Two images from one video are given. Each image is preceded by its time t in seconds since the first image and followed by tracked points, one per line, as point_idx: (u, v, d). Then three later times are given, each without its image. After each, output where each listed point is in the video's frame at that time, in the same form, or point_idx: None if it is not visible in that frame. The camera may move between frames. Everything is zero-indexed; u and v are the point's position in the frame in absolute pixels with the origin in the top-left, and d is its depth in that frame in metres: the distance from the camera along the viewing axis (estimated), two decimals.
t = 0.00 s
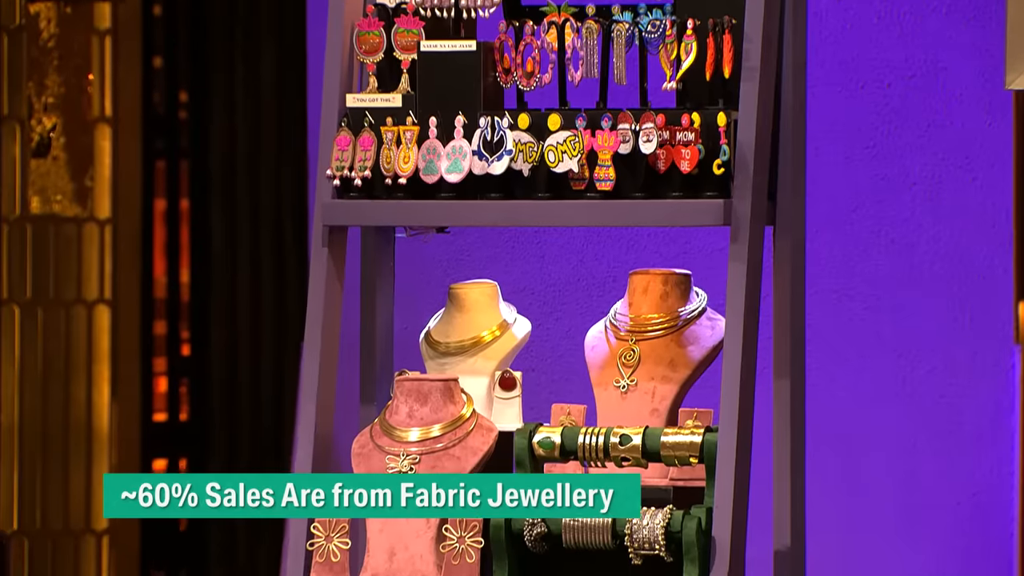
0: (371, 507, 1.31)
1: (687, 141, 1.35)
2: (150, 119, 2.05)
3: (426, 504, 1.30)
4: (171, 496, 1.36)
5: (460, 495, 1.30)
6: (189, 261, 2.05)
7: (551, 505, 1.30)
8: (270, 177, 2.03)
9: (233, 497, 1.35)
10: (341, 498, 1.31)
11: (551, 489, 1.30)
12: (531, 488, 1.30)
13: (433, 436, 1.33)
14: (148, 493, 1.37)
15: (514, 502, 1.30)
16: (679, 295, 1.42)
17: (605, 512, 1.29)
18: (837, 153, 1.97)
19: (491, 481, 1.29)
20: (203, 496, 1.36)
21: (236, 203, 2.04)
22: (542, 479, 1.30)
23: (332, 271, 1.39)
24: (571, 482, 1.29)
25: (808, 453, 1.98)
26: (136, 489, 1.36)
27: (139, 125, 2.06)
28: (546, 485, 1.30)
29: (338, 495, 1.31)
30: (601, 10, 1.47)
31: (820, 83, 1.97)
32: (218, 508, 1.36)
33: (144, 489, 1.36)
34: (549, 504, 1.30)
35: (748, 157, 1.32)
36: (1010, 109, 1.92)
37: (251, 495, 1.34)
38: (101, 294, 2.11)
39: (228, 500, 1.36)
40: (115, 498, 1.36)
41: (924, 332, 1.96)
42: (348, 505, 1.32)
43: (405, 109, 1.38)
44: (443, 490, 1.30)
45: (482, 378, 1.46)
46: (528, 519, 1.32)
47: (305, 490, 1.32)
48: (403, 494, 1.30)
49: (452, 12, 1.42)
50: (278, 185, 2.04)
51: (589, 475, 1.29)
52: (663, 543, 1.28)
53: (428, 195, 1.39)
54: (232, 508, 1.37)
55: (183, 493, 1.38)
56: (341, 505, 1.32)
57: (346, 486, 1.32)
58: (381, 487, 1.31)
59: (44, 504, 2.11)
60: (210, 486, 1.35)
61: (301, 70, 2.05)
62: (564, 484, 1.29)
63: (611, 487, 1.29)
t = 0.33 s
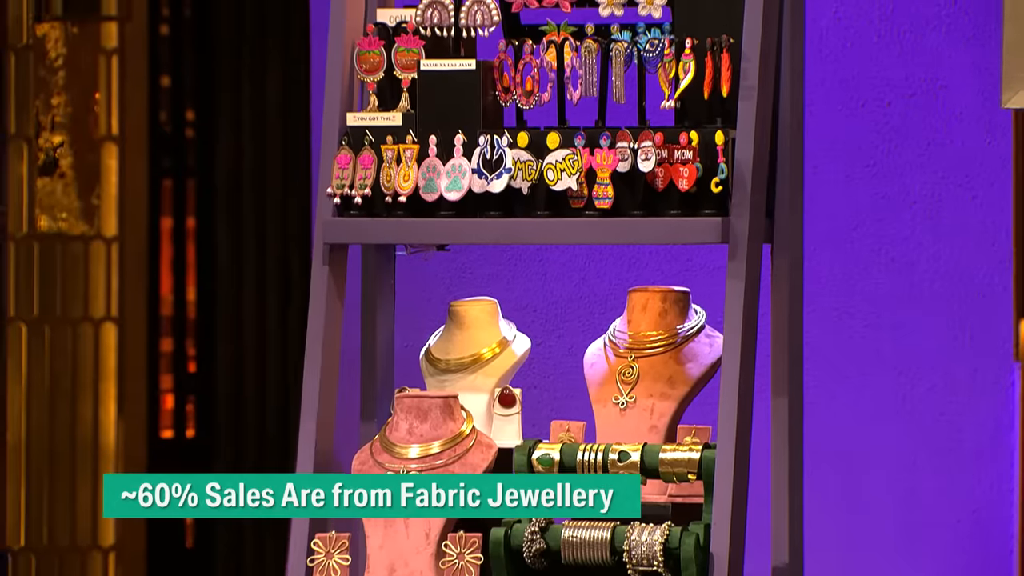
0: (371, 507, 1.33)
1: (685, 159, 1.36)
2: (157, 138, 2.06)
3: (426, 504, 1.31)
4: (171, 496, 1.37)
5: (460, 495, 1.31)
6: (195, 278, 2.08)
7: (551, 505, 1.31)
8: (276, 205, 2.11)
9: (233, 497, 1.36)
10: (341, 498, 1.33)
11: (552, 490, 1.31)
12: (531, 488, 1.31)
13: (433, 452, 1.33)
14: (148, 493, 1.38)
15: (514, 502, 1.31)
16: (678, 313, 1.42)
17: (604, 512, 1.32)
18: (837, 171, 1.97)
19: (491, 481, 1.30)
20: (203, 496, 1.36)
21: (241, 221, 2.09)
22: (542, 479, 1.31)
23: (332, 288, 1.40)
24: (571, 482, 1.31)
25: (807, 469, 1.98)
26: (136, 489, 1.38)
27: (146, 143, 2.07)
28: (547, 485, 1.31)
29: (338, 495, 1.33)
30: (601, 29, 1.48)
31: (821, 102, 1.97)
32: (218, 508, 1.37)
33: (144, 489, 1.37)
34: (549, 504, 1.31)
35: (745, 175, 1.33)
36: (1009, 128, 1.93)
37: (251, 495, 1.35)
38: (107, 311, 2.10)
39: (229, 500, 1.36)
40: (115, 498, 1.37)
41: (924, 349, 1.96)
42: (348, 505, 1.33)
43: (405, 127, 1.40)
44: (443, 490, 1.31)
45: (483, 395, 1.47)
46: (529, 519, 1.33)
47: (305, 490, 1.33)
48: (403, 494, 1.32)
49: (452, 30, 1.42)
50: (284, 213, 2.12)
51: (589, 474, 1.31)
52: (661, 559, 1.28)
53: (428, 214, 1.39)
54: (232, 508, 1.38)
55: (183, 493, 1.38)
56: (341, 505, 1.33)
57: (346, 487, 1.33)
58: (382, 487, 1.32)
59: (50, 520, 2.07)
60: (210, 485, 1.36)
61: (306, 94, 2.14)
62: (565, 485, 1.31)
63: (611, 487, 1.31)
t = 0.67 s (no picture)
0: (371, 507, 1.33)
1: (683, 180, 1.37)
2: (165, 159, 2.06)
3: (426, 504, 1.33)
4: (171, 496, 1.35)
5: (460, 495, 1.32)
6: (202, 299, 2.07)
7: (551, 505, 1.31)
8: (282, 218, 2.06)
9: (233, 498, 1.34)
10: (341, 498, 1.33)
11: (552, 490, 1.31)
12: (531, 488, 1.31)
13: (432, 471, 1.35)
14: (148, 494, 1.36)
15: (513, 502, 1.31)
16: (677, 332, 1.43)
17: (604, 512, 1.31)
18: (838, 192, 1.98)
19: (491, 481, 1.31)
20: (203, 496, 1.34)
21: (248, 239, 2.06)
22: (542, 479, 1.31)
23: (333, 308, 1.41)
24: (571, 482, 1.31)
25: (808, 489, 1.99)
26: (136, 489, 1.35)
27: (153, 164, 2.08)
28: (547, 485, 1.31)
29: (338, 495, 1.33)
30: (600, 49, 1.49)
31: (821, 123, 1.98)
32: (218, 509, 1.35)
33: (144, 490, 1.35)
34: (549, 504, 1.31)
35: (743, 196, 1.33)
36: (1009, 148, 1.93)
37: (251, 495, 1.33)
38: (115, 330, 2.13)
39: (228, 500, 1.34)
40: (115, 499, 1.35)
41: (925, 369, 1.96)
42: (347, 505, 1.33)
43: (405, 148, 1.41)
44: (443, 490, 1.32)
45: (482, 415, 1.48)
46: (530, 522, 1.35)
47: (305, 490, 1.33)
48: (403, 494, 1.33)
49: (452, 52, 1.44)
50: (290, 229, 2.07)
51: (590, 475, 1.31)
52: None
53: (428, 234, 1.40)
54: (231, 508, 1.35)
55: (183, 493, 1.36)
56: (341, 505, 1.33)
57: (345, 486, 1.33)
58: (382, 487, 1.33)
59: (57, 540, 2.13)
60: (210, 486, 1.34)
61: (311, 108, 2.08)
62: (565, 485, 1.31)
63: (612, 487, 1.31)
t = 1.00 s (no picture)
0: (371, 507, 1.34)
1: (682, 199, 1.38)
2: (173, 178, 2.09)
3: (426, 504, 1.34)
4: (171, 496, 1.38)
5: (460, 495, 1.33)
6: (209, 315, 2.12)
7: (551, 505, 1.33)
8: (288, 231, 2.17)
9: (233, 497, 1.37)
10: (341, 498, 1.34)
11: (552, 490, 1.32)
12: (532, 488, 1.33)
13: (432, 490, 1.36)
14: (148, 493, 1.39)
15: (513, 502, 1.33)
16: (676, 350, 1.44)
17: (605, 511, 1.33)
18: (839, 210, 1.98)
19: (491, 482, 1.33)
20: (203, 496, 1.37)
21: (255, 259, 2.14)
22: (543, 479, 1.33)
23: (334, 325, 1.42)
24: (571, 483, 1.32)
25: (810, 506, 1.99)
26: (136, 489, 1.38)
27: (161, 183, 2.09)
28: (547, 485, 1.32)
29: (338, 495, 1.34)
30: (599, 70, 1.52)
31: (822, 142, 1.99)
32: (218, 508, 1.38)
33: (144, 489, 1.38)
34: (549, 504, 1.33)
35: (741, 215, 1.34)
36: (1009, 168, 1.93)
37: (251, 495, 1.36)
38: (123, 348, 2.11)
39: (229, 500, 1.37)
40: (115, 498, 1.38)
41: (926, 387, 1.96)
42: (347, 505, 1.34)
43: (405, 167, 1.42)
44: (443, 490, 1.34)
45: (482, 432, 1.48)
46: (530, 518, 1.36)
47: (305, 490, 1.34)
48: (403, 494, 1.34)
49: (453, 72, 1.45)
50: (297, 253, 2.18)
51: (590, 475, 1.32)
52: None
53: (427, 252, 1.42)
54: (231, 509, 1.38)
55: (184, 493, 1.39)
56: (341, 505, 1.34)
57: (345, 486, 1.34)
58: (381, 487, 1.34)
59: (66, 560, 2.07)
60: (211, 485, 1.37)
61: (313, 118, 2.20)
62: (565, 485, 1.32)
63: (612, 487, 1.32)
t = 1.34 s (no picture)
0: (371, 506, 1.37)
1: (682, 218, 1.39)
2: (183, 197, 2.10)
3: (426, 504, 1.38)
4: (171, 496, 1.44)
5: (460, 495, 1.37)
6: (220, 335, 2.09)
7: (551, 505, 1.37)
8: (297, 256, 2.08)
9: (233, 497, 1.43)
10: (342, 498, 1.36)
11: (552, 490, 1.36)
12: (531, 488, 1.37)
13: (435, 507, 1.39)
14: (148, 494, 1.44)
15: (514, 502, 1.37)
16: (677, 368, 1.45)
17: (605, 512, 1.35)
18: (843, 230, 1.98)
19: (491, 482, 1.37)
20: (203, 496, 1.43)
21: (264, 279, 2.08)
22: (543, 479, 1.37)
23: (337, 344, 1.43)
24: (571, 482, 1.36)
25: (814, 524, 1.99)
26: (136, 489, 1.44)
27: (171, 203, 2.11)
28: (547, 485, 1.36)
29: (338, 495, 1.36)
30: (601, 90, 1.53)
31: (826, 162, 1.99)
32: (218, 508, 1.43)
33: (145, 489, 1.43)
34: (549, 504, 1.37)
35: (741, 235, 1.35)
36: (1011, 187, 1.93)
37: (251, 495, 1.42)
38: (133, 367, 2.13)
39: (229, 500, 1.43)
40: (116, 498, 1.44)
41: (930, 405, 1.95)
42: (348, 505, 1.36)
43: (408, 187, 1.44)
44: (443, 490, 1.38)
45: (484, 450, 1.48)
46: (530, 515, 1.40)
47: (305, 490, 1.35)
48: (404, 494, 1.38)
49: (455, 91, 1.46)
50: (307, 280, 2.09)
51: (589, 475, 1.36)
52: None
53: (429, 271, 1.42)
54: (232, 509, 1.44)
55: (184, 494, 1.44)
56: (341, 505, 1.36)
57: (346, 486, 1.36)
58: (382, 487, 1.38)
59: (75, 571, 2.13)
60: (211, 485, 1.42)
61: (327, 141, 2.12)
62: (565, 485, 1.36)
63: (612, 487, 1.35)
